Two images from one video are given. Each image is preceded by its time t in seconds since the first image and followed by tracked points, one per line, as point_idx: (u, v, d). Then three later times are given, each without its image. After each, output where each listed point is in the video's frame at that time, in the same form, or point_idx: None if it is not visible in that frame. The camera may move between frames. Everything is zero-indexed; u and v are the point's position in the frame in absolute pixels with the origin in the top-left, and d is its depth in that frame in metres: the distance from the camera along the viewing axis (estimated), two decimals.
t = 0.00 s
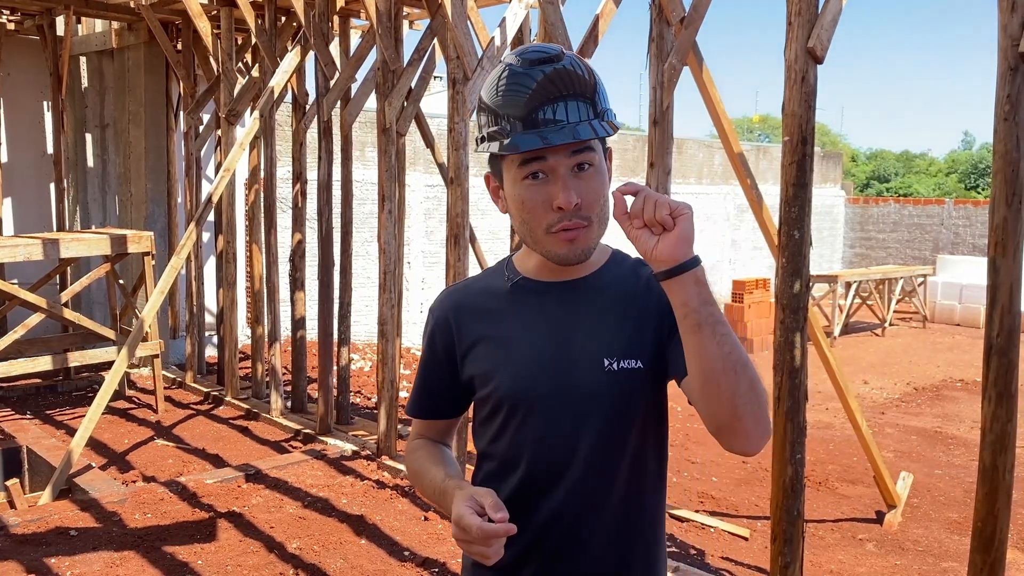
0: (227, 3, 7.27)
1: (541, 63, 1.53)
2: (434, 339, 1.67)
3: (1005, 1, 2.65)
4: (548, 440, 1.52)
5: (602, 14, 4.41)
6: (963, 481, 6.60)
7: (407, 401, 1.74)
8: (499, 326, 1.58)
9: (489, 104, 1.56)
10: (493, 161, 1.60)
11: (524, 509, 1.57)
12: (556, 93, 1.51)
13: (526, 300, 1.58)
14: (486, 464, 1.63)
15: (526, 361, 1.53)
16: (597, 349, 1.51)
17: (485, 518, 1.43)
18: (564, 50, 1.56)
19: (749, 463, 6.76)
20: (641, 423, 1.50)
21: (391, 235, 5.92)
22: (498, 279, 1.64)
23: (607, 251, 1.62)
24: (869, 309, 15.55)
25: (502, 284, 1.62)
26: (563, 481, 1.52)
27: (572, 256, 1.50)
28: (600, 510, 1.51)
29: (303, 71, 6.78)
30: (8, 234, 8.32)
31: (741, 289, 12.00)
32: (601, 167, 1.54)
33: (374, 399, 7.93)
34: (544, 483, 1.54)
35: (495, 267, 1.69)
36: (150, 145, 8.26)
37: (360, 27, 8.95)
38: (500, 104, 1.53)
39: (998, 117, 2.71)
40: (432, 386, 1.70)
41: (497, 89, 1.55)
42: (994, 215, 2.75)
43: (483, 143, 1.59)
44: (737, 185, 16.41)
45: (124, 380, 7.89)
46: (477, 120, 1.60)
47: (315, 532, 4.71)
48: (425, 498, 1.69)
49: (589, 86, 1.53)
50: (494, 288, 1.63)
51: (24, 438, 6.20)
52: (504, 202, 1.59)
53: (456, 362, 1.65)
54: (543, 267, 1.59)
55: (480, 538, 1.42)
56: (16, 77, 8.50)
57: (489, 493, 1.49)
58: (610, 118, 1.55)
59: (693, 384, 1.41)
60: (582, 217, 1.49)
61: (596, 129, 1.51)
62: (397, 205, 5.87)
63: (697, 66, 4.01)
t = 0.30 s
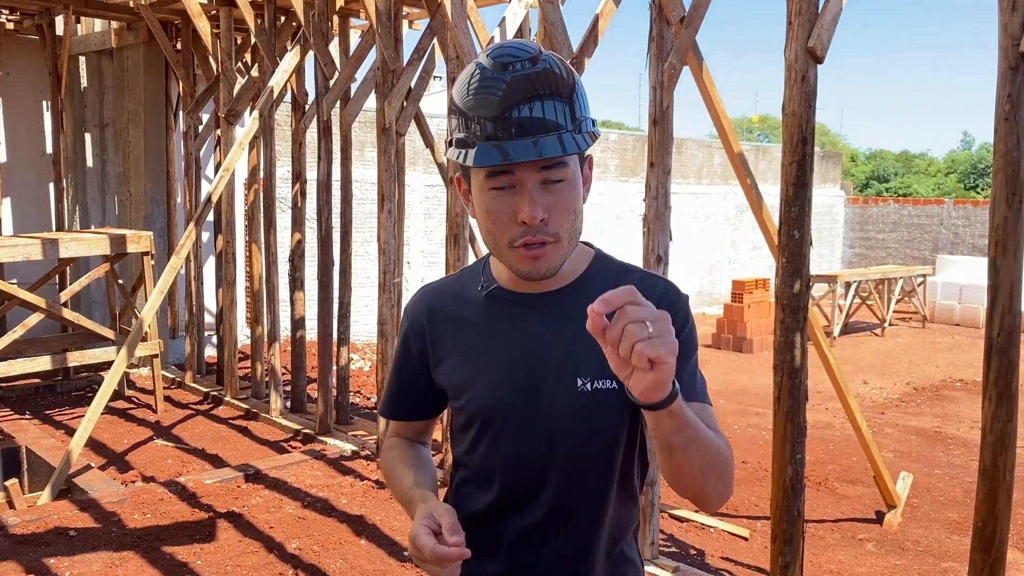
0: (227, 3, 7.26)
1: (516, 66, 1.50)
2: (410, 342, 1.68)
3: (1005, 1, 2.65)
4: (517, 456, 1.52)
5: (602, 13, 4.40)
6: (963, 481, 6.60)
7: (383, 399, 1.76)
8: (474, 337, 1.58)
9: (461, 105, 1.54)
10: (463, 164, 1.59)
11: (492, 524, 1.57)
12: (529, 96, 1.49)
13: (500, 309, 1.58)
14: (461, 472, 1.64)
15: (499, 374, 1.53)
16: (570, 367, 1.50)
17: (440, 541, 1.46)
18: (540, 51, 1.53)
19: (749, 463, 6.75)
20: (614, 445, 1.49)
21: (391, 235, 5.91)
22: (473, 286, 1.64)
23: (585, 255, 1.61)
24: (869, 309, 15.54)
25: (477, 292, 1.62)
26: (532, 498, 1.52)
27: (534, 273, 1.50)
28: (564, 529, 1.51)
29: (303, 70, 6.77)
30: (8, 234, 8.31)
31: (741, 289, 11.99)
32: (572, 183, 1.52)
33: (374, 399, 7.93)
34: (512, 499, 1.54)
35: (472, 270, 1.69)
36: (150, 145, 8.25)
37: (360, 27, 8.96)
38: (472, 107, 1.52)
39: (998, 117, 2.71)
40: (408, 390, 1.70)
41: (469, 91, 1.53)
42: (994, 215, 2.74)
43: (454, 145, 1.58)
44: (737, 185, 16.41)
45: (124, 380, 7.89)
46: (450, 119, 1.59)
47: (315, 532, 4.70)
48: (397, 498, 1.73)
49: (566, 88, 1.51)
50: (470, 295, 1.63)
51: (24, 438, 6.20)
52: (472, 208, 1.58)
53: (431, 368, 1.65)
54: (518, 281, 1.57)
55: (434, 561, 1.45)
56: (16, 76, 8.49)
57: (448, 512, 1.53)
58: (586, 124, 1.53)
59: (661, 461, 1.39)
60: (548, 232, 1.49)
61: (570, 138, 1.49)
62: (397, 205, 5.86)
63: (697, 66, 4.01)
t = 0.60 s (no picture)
0: (227, 3, 7.26)
1: (574, 57, 1.50)
2: (395, 337, 1.67)
3: (1007, 0, 2.65)
4: (496, 459, 1.52)
5: (602, 13, 4.40)
6: (963, 481, 6.60)
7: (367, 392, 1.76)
8: (459, 336, 1.58)
9: (509, 75, 1.55)
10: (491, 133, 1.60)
11: (468, 527, 1.57)
12: (572, 91, 1.49)
13: (485, 310, 1.58)
14: (439, 475, 1.63)
15: (482, 375, 1.53)
16: (554, 371, 1.50)
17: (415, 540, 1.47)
18: (606, 57, 1.52)
19: (749, 463, 6.75)
20: (593, 452, 1.49)
21: (391, 235, 5.90)
22: (461, 284, 1.64)
23: (578, 259, 1.62)
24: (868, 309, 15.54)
25: (465, 290, 1.62)
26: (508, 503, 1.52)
27: (527, 257, 1.50)
28: (537, 534, 1.51)
29: (303, 70, 6.77)
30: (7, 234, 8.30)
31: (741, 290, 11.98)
32: (588, 186, 1.53)
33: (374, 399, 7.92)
34: (488, 504, 1.54)
35: (463, 268, 1.69)
36: (150, 145, 8.24)
37: (360, 27, 8.95)
38: (517, 82, 1.52)
39: (999, 116, 2.71)
40: (392, 386, 1.70)
41: (522, 65, 1.54)
42: (995, 214, 2.74)
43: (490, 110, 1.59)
44: (736, 185, 16.41)
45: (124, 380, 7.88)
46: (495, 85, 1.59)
47: (315, 532, 4.70)
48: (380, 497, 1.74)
49: (609, 99, 1.51)
50: (457, 294, 1.63)
51: (23, 438, 6.19)
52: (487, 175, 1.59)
53: (415, 367, 1.65)
54: (508, 276, 1.58)
55: (409, 559, 1.46)
56: (15, 76, 8.48)
57: (426, 513, 1.54)
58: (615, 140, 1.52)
59: (643, 468, 1.39)
60: (551, 222, 1.50)
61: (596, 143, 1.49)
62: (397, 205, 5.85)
63: (697, 66, 4.01)
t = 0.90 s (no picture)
0: (227, 3, 7.25)
1: (580, 53, 1.53)
2: (397, 330, 1.66)
3: (1008, 1, 2.65)
4: (494, 456, 1.52)
5: (603, 13, 4.40)
6: (963, 481, 6.59)
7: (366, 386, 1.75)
8: (462, 332, 1.58)
9: (517, 74, 1.57)
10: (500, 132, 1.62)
11: (458, 524, 1.56)
12: (581, 85, 1.50)
13: (489, 306, 1.58)
14: (434, 473, 1.62)
15: (483, 371, 1.53)
16: (556, 372, 1.51)
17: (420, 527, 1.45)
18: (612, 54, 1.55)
19: (749, 463, 6.75)
20: (590, 454, 1.50)
21: (391, 235, 5.90)
22: (467, 281, 1.64)
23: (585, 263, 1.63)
24: (868, 309, 15.53)
25: (470, 287, 1.62)
26: (501, 499, 1.51)
27: (540, 244, 1.51)
28: (529, 534, 1.51)
29: (303, 70, 6.76)
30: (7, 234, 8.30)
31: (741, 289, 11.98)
32: (599, 176, 1.54)
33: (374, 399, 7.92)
34: (481, 501, 1.53)
35: (468, 265, 1.69)
36: (149, 145, 8.24)
37: (360, 27, 8.95)
38: (525, 78, 1.54)
39: (1000, 116, 2.71)
40: (392, 380, 1.69)
41: (530, 63, 1.56)
42: (996, 214, 2.74)
43: (497, 109, 1.60)
44: (737, 185, 16.41)
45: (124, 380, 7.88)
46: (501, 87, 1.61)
47: (315, 532, 4.70)
48: (372, 493, 1.72)
49: (616, 94, 1.52)
50: (461, 291, 1.62)
51: (23, 438, 6.18)
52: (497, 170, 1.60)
53: (417, 362, 1.64)
54: (518, 273, 1.58)
55: (413, 546, 1.44)
56: (15, 77, 8.48)
57: (428, 503, 1.52)
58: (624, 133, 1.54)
59: (649, 463, 1.38)
60: (562, 211, 1.51)
61: (605, 133, 1.50)
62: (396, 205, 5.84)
63: (697, 66, 4.01)
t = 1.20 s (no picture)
0: (227, 3, 7.24)
1: (557, 55, 1.53)
2: (397, 330, 1.68)
3: (1009, 1, 2.66)
4: (491, 453, 1.52)
5: (603, 13, 4.40)
6: (963, 481, 6.60)
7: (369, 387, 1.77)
8: (459, 330, 1.58)
9: (499, 80, 1.58)
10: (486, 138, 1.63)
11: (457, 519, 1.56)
12: (561, 85, 1.51)
13: (486, 305, 1.58)
14: (432, 471, 1.62)
15: (479, 368, 1.53)
16: (552, 368, 1.50)
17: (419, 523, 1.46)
18: (590, 53, 1.55)
19: (749, 463, 6.75)
20: (588, 449, 1.48)
21: (391, 235, 5.89)
22: (466, 280, 1.64)
23: (581, 263, 1.61)
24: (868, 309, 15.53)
25: (469, 286, 1.63)
26: (499, 496, 1.52)
27: (522, 247, 1.52)
28: (526, 531, 1.50)
29: (303, 70, 6.76)
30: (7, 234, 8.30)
31: (741, 289, 11.98)
32: (582, 174, 1.53)
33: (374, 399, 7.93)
34: (480, 497, 1.54)
35: (468, 266, 1.70)
36: (149, 145, 8.24)
37: (361, 27, 8.95)
38: (506, 83, 1.55)
39: (1001, 116, 2.71)
40: (392, 381, 1.70)
41: (509, 69, 1.57)
42: (997, 214, 2.73)
43: (480, 116, 1.61)
44: (737, 185, 16.41)
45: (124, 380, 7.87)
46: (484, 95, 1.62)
47: (315, 532, 4.70)
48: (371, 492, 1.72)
49: (598, 91, 1.53)
50: (460, 289, 1.63)
51: (23, 438, 6.18)
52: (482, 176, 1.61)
53: (415, 361, 1.65)
54: (510, 275, 1.58)
55: (410, 541, 1.44)
56: (15, 76, 8.48)
57: (426, 499, 1.53)
58: (607, 130, 1.53)
59: (649, 446, 1.38)
60: (544, 212, 1.51)
61: (585, 132, 1.50)
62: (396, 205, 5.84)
63: (697, 66, 4.01)
